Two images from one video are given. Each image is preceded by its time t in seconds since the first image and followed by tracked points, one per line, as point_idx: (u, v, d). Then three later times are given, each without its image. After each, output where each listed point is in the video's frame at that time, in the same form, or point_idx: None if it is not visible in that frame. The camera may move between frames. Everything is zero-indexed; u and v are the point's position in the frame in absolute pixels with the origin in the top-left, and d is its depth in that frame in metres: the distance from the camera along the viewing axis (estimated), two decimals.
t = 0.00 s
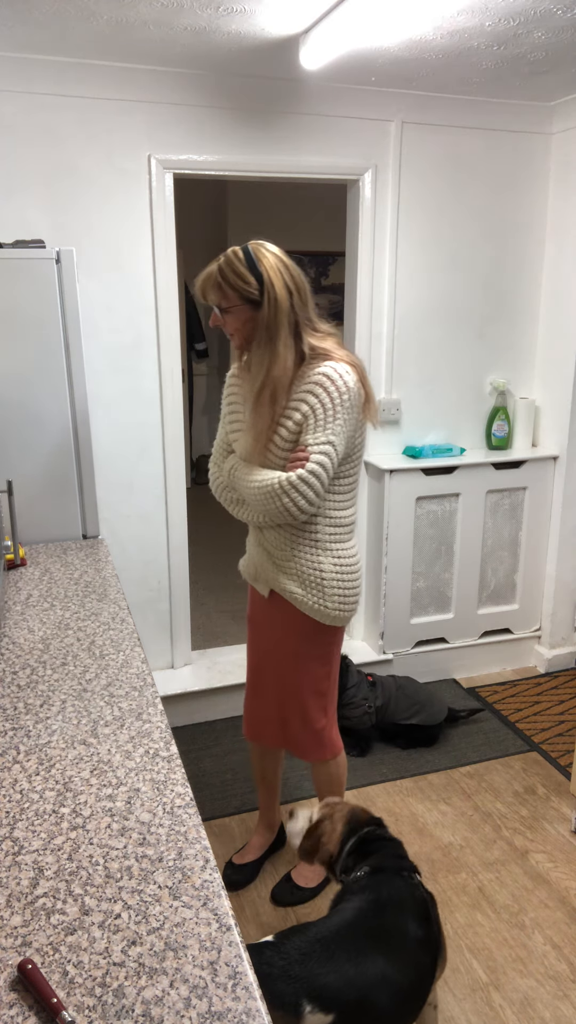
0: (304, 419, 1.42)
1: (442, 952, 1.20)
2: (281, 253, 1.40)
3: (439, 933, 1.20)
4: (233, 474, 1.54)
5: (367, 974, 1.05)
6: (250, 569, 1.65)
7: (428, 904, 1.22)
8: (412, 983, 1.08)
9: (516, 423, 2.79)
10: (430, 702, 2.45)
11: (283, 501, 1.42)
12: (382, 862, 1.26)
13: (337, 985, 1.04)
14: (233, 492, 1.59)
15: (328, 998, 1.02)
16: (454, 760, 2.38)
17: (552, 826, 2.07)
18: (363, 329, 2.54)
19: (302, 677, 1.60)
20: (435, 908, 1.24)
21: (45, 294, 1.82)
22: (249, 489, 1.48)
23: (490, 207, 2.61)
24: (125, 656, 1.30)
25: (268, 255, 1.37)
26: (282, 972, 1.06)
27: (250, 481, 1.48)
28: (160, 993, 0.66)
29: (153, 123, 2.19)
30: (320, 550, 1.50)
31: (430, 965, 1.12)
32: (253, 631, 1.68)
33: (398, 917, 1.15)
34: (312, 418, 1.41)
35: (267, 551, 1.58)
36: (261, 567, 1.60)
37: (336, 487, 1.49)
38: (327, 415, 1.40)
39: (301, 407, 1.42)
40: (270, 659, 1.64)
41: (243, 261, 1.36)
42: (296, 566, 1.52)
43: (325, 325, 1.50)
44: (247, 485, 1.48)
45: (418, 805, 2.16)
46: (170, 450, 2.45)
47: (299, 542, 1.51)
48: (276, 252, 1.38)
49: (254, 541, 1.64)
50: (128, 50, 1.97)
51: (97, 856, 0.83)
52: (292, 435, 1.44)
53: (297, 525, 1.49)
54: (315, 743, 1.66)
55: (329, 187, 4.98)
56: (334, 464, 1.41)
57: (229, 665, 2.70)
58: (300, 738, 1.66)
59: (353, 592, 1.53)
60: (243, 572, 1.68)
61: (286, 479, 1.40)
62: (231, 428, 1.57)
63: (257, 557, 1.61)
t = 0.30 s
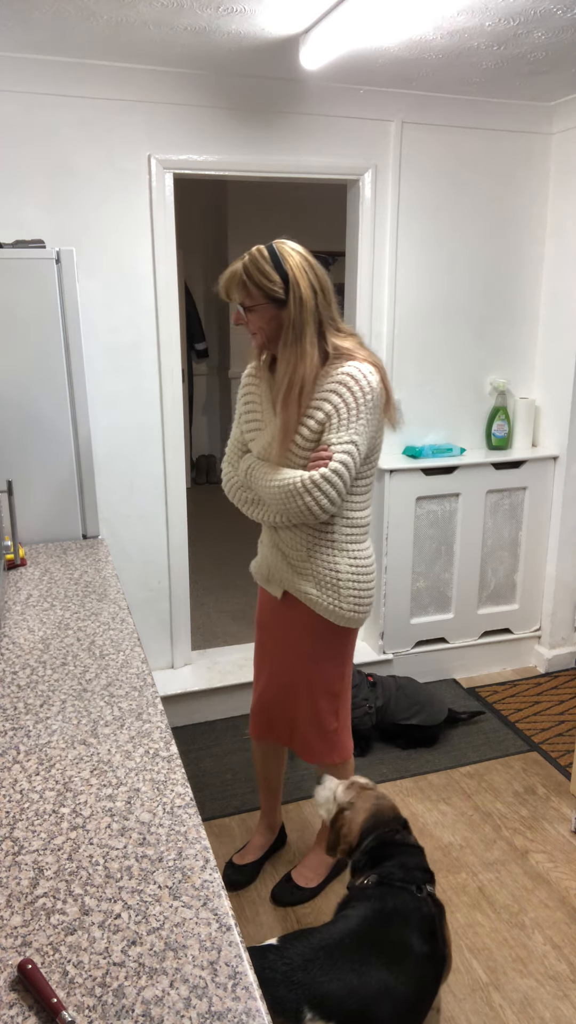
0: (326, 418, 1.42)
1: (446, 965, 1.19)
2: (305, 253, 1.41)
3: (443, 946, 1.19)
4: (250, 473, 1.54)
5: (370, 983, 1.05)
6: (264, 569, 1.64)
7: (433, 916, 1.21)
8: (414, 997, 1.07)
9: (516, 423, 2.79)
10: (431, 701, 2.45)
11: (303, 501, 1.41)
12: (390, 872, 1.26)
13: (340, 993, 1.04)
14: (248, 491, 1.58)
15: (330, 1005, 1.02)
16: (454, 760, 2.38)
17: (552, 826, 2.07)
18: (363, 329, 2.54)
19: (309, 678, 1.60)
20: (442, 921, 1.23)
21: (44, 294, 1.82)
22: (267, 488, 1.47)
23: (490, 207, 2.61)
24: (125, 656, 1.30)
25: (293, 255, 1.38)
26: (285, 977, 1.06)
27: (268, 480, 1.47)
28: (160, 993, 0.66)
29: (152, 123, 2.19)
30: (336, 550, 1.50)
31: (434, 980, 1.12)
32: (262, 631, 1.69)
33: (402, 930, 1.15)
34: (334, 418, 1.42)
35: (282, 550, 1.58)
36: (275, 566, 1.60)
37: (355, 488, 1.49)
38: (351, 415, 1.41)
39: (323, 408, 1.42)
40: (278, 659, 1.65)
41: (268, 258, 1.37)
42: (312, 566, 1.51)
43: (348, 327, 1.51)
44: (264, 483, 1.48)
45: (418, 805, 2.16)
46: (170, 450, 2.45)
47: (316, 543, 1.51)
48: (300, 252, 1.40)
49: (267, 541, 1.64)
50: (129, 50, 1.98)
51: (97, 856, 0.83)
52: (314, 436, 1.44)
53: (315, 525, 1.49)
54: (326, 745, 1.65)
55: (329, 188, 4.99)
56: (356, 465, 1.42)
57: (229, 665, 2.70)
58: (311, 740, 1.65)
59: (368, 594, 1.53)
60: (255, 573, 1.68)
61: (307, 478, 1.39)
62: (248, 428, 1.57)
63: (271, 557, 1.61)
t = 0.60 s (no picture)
0: (339, 417, 1.42)
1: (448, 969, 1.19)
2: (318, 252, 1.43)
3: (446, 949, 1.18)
4: (261, 473, 1.53)
5: (370, 985, 1.05)
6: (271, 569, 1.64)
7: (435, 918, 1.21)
8: (415, 1000, 1.07)
9: (516, 423, 2.79)
10: (431, 700, 2.45)
11: (315, 501, 1.41)
12: (391, 874, 1.26)
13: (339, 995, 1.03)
14: (258, 490, 1.58)
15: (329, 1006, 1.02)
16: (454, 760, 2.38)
17: (552, 826, 2.07)
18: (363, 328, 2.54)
19: (313, 679, 1.60)
20: (445, 922, 1.23)
21: (45, 294, 1.82)
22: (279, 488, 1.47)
23: (490, 207, 2.61)
24: (125, 656, 1.30)
25: (307, 256, 1.40)
26: (285, 980, 1.06)
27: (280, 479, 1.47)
28: (160, 993, 0.66)
29: (152, 123, 2.19)
30: (346, 551, 1.50)
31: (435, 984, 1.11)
32: (267, 632, 1.69)
33: (403, 931, 1.14)
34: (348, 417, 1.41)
35: (290, 550, 1.58)
36: (283, 567, 1.59)
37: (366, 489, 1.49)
38: (364, 414, 1.40)
39: (336, 405, 1.42)
40: (282, 660, 1.65)
41: (282, 258, 1.39)
42: (321, 567, 1.51)
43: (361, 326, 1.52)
44: (275, 483, 1.48)
45: (418, 805, 2.16)
46: (169, 450, 2.45)
47: (326, 543, 1.51)
48: (313, 252, 1.41)
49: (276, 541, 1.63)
50: (129, 50, 1.98)
51: (97, 856, 0.83)
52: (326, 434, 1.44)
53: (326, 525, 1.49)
54: (328, 748, 1.66)
55: (329, 188, 4.99)
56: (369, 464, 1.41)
57: (229, 665, 2.70)
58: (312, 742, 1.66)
59: (376, 595, 1.53)
60: (263, 573, 1.67)
61: (320, 478, 1.39)
62: (259, 427, 1.57)
63: (279, 557, 1.61)
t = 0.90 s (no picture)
0: (339, 416, 1.42)
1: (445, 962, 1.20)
2: (319, 252, 1.43)
3: (443, 942, 1.19)
4: (264, 474, 1.54)
5: (370, 983, 1.05)
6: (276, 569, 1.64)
7: (432, 912, 1.21)
8: (415, 996, 1.07)
9: (516, 423, 2.79)
10: (431, 699, 2.45)
11: (315, 501, 1.41)
12: (388, 870, 1.26)
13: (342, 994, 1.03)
14: (262, 491, 1.59)
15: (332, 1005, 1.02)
16: (454, 760, 2.38)
17: (552, 825, 2.07)
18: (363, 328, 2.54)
19: (313, 679, 1.60)
20: (441, 915, 1.24)
21: (44, 294, 1.82)
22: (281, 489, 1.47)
23: (490, 208, 2.61)
24: (125, 656, 1.30)
25: (307, 251, 1.41)
26: (286, 978, 1.05)
27: (281, 480, 1.47)
28: (160, 993, 0.66)
29: (152, 123, 2.19)
30: (348, 551, 1.50)
31: (432, 979, 1.12)
32: (269, 632, 1.70)
33: (401, 927, 1.15)
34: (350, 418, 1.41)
35: (294, 550, 1.58)
36: (287, 567, 1.60)
37: (368, 488, 1.49)
38: (363, 412, 1.39)
39: (336, 405, 1.42)
40: (284, 661, 1.66)
41: (282, 254, 1.40)
42: (323, 567, 1.51)
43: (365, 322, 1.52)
44: (277, 483, 1.49)
45: (418, 805, 2.16)
46: (170, 450, 2.45)
47: (328, 544, 1.51)
48: (315, 250, 1.42)
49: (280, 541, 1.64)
50: (130, 50, 1.98)
51: (97, 856, 0.83)
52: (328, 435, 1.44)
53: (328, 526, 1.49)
54: (330, 747, 1.66)
55: (329, 188, 4.99)
56: (368, 462, 1.40)
57: (229, 666, 2.70)
58: (315, 742, 1.66)
59: (379, 595, 1.52)
60: (267, 573, 1.68)
61: (320, 478, 1.39)
62: (264, 427, 1.58)
63: (283, 557, 1.61)
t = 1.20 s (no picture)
0: (335, 415, 1.41)
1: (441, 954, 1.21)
2: (317, 252, 1.44)
3: (439, 934, 1.21)
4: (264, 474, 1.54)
5: (371, 978, 1.06)
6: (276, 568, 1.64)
7: (427, 906, 1.22)
8: (413, 989, 1.08)
9: (516, 423, 2.79)
10: (431, 698, 2.45)
11: (312, 501, 1.41)
12: (382, 867, 1.27)
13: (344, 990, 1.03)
14: (262, 491, 1.59)
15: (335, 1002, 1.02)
16: (454, 760, 2.38)
17: (552, 825, 2.07)
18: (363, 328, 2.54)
19: (311, 679, 1.60)
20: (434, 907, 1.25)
21: (44, 294, 1.82)
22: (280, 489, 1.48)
23: (490, 208, 2.61)
24: (125, 656, 1.30)
25: (304, 252, 1.42)
26: (288, 975, 1.04)
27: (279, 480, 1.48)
28: (160, 993, 0.66)
29: (152, 123, 2.19)
30: (346, 551, 1.49)
31: (430, 972, 1.13)
32: (269, 633, 1.70)
33: (397, 923, 1.15)
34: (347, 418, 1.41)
35: (293, 550, 1.58)
36: (287, 566, 1.60)
37: (366, 488, 1.48)
38: (358, 411, 1.39)
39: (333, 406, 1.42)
40: (283, 660, 1.66)
41: (279, 255, 1.40)
42: (322, 567, 1.51)
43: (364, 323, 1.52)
44: (276, 483, 1.49)
45: (418, 805, 2.16)
46: (170, 450, 2.45)
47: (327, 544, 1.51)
48: (313, 250, 1.42)
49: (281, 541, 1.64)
50: (130, 49, 1.98)
51: (97, 856, 0.83)
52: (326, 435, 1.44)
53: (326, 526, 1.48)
54: (330, 747, 1.66)
55: (329, 188, 4.99)
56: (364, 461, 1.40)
57: (229, 666, 2.70)
58: (313, 742, 1.66)
59: (378, 596, 1.52)
60: (268, 573, 1.68)
61: (316, 478, 1.39)
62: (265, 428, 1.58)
63: (283, 557, 1.62)
